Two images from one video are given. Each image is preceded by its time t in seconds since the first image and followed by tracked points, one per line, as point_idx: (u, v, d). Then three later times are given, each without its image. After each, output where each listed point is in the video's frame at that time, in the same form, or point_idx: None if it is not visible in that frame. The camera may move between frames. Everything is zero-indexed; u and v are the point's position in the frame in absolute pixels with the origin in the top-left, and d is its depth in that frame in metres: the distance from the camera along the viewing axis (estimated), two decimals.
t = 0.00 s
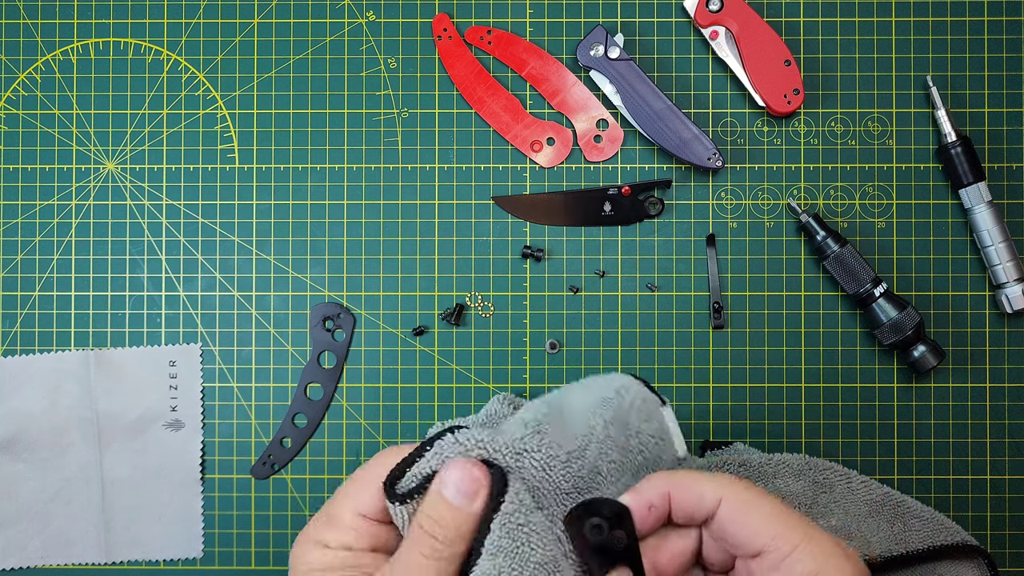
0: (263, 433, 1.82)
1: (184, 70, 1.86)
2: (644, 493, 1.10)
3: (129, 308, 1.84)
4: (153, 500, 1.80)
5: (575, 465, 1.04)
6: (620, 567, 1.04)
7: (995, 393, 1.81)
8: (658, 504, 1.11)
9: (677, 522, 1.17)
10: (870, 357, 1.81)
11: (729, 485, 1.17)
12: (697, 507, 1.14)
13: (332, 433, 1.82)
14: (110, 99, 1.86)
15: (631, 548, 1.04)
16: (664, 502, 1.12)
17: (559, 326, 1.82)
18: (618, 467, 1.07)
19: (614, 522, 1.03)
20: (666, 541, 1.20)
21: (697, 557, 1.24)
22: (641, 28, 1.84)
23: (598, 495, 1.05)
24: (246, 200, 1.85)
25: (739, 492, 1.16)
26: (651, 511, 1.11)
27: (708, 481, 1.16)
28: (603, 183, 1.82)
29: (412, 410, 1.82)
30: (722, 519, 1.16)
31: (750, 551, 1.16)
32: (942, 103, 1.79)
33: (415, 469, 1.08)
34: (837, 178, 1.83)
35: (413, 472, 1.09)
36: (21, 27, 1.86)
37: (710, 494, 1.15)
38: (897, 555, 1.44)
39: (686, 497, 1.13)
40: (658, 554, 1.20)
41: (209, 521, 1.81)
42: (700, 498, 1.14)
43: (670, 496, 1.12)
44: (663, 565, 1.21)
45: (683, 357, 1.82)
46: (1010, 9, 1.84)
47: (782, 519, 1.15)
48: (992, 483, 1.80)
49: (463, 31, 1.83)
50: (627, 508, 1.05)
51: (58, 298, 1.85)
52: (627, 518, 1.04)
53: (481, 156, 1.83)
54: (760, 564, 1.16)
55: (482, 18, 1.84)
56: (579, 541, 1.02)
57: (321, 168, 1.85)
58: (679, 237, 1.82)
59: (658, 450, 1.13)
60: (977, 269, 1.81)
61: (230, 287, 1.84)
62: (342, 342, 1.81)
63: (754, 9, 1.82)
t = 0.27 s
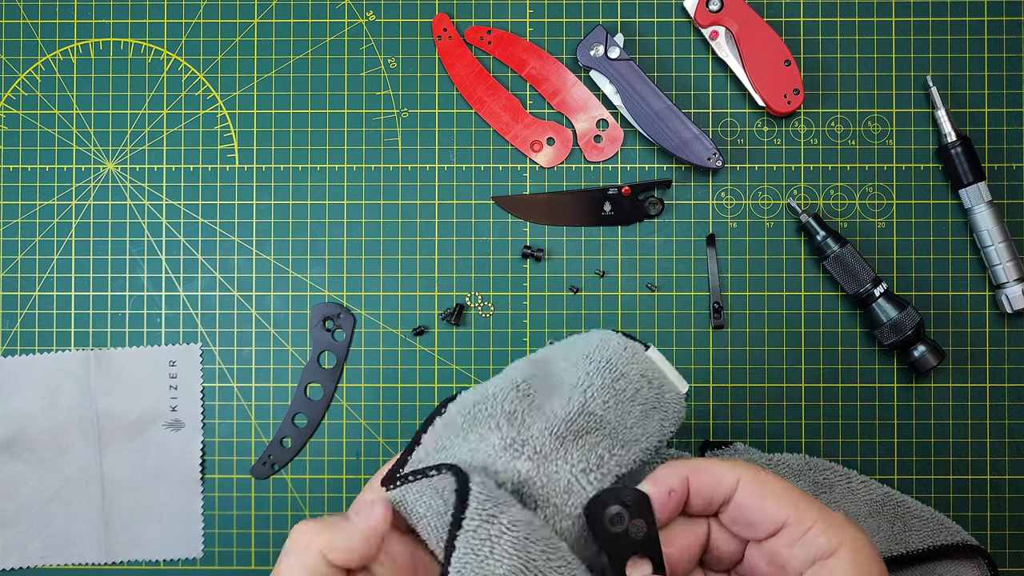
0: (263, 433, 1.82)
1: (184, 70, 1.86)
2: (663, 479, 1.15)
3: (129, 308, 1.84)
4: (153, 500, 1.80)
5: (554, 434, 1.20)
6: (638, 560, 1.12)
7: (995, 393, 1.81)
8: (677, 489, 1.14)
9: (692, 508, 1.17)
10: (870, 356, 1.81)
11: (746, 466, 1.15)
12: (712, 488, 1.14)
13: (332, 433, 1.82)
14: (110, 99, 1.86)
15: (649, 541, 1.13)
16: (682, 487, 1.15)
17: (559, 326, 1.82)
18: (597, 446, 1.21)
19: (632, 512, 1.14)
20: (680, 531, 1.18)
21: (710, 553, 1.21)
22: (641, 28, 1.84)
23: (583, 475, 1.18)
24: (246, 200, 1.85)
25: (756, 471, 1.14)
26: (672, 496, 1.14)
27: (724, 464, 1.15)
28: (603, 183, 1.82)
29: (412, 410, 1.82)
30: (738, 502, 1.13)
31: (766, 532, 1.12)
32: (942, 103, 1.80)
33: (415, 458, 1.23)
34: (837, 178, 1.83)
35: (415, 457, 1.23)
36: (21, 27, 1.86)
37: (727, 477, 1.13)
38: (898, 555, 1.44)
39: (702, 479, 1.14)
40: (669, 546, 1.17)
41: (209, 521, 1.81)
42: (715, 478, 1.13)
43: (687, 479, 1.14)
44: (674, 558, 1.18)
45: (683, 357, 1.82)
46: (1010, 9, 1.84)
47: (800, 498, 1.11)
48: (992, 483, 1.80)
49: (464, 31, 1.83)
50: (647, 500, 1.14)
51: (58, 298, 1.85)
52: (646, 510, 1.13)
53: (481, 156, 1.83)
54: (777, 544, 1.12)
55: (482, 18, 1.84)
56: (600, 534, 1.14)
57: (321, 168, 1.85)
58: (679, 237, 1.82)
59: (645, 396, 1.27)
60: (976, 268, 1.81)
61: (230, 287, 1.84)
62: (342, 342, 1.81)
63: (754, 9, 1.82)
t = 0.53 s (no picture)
0: (263, 433, 1.82)
1: (184, 70, 1.86)
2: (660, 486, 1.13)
3: (129, 308, 1.84)
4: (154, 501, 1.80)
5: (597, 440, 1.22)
6: (631, 560, 1.12)
7: (995, 393, 1.81)
8: (675, 498, 1.13)
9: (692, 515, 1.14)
10: (870, 356, 1.81)
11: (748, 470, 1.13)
12: (714, 496, 1.12)
13: (332, 433, 1.82)
14: (110, 99, 1.86)
15: (643, 540, 1.12)
16: (682, 496, 1.13)
17: (559, 326, 1.82)
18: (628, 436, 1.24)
19: (626, 513, 1.15)
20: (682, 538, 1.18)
21: (711, 556, 1.21)
22: (641, 28, 1.84)
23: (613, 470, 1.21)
24: (246, 200, 1.85)
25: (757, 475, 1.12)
26: (667, 504, 1.13)
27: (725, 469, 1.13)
28: (603, 183, 1.82)
29: (412, 410, 1.82)
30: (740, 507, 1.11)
31: (766, 535, 1.11)
32: (942, 103, 1.80)
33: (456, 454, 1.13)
34: (837, 178, 1.83)
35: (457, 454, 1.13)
36: (21, 27, 1.86)
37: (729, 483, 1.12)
38: (898, 556, 1.44)
39: (703, 489, 1.12)
40: (668, 549, 1.18)
41: (209, 521, 1.81)
42: (717, 485, 1.12)
43: (687, 488, 1.12)
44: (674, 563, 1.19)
45: (683, 357, 1.82)
46: (1010, 9, 1.84)
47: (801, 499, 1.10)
48: (992, 483, 1.80)
49: (464, 31, 1.83)
50: (641, 502, 1.14)
51: (58, 298, 1.85)
52: (639, 509, 1.14)
53: (481, 156, 1.83)
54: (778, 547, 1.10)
55: (482, 18, 1.84)
56: (595, 534, 1.14)
57: (321, 168, 1.85)
58: (679, 237, 1.82)
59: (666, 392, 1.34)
60: (977, 268, 1.81)
61: (230, 287, 1.84)
62: (342, 342, 1.81)
63: (754, 9, 1.82)
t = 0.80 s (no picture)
0: (263, 433, 1.82)
1: (184, 70, 1.86)
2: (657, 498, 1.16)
3: (129, 308, 1.84)
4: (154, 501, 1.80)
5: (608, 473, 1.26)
6: None
7: (995, 393, 1.81)
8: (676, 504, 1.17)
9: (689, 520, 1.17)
10: (870, 357, 1.81)
11: (712, 508, 1.10)
12: (680, 540, 1.10)
13: (332, 433, 1.82)
14: (110, 99, 1.86)
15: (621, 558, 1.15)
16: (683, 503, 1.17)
17: (559, 326, 1.82)
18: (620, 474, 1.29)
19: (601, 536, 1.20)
20: None
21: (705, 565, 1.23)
22: (641, 28, 1.84)
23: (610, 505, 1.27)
24: (246, 200, 1.85)
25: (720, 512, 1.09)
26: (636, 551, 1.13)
27: (688, 509, 1.11)
28: (603, 183, 1.82)
29: (412, 410, 1.82)
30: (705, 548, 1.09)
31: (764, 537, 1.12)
32: (942, 103, 1.79)
33: (487, 487, 1.11)
34: (837, 178, 1.83)
35: (485, 490, 1.11)
36: (21, 27, 1.86)
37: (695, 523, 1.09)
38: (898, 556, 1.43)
39: (666, 532, 1.11)
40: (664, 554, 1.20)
41: (209, 520, 1.81)
42: (680, 528, 1.10)
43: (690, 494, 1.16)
44: None
45: (683, 357, 1.82)
46: (1010, 9, 1.84)
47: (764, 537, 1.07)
48: (992, 483, 1.80)
49: (463, 31, 1.83)
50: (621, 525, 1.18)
51: (58, 298, 1.85)
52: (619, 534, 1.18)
53: (481, 156, 1.83)
54: None
55: (482, 18, 1.84)
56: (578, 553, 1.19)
57: (321, 168, 1.85)
58: (679, 237, 1.82)
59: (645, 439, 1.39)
60: (977, 269, 1.81)
61: (230, 287, 1.84)
62: (342, 342, 1.81)
63: (754, 9, 1.82)
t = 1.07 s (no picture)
0: (263, 433, 1.82)
1: (184, 70, 1.86)
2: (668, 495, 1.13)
3: (129, 308, 1.84)
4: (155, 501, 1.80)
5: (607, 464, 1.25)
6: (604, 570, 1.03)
7: (995, 393, 1.81)
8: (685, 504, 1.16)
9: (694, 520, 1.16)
10: (870, 356, 1.81)
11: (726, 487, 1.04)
12: (697, 523, 1.02)
13: (332, 433, 1.82)
14: (110, 99, 1.86)
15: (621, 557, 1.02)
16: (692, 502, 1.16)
17: (559, 326, 1.82)
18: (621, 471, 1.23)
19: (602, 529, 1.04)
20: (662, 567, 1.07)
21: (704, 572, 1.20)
22: (641, 28, 1.84)
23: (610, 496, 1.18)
24: (246, 200, 1.85)
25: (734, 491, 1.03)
26: (651, 535, 1.04)
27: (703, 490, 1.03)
28: (603, 184, 1.82)
29: (412, 410, 1.82)
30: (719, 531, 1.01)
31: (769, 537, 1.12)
32: (942, 103, 1.79)
33: (441, 464, 1.03)
34: (837, 178, 1.83)
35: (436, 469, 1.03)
36: (21, 27, 1.86)
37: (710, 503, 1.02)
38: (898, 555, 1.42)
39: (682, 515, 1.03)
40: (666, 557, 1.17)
41: (209, 520, 1.81)
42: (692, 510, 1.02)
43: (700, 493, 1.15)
44: None
45: (683, 357, 1.82)
46: (1010, 9, 1.84)
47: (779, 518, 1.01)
48: (992, 483, 1.80)
49: (463, 31, 1.83)
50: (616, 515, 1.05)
51: (58, 298, 1.85)
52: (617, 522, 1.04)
53: (481, 156, 1.83)
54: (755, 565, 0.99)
55: (482, 18, 1.84)
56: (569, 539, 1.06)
57: (320, 168, 1.85)
58: (679, 237, 1.82)
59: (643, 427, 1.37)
60: (977, 269, 1.81)
61: (230, 287, 1.84)
62: (342, 342, 1.81)
63: (754, 9, 1.82)
